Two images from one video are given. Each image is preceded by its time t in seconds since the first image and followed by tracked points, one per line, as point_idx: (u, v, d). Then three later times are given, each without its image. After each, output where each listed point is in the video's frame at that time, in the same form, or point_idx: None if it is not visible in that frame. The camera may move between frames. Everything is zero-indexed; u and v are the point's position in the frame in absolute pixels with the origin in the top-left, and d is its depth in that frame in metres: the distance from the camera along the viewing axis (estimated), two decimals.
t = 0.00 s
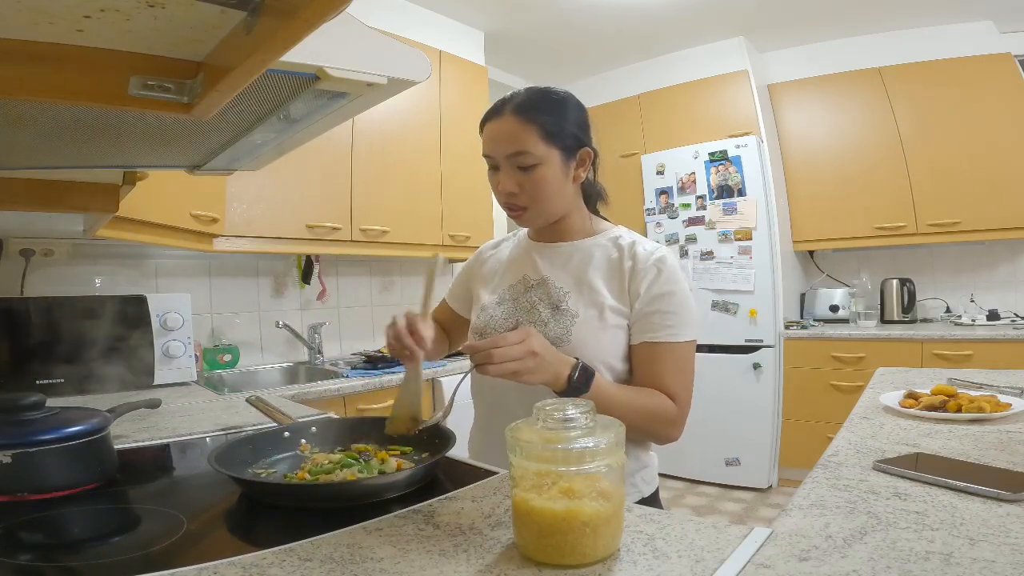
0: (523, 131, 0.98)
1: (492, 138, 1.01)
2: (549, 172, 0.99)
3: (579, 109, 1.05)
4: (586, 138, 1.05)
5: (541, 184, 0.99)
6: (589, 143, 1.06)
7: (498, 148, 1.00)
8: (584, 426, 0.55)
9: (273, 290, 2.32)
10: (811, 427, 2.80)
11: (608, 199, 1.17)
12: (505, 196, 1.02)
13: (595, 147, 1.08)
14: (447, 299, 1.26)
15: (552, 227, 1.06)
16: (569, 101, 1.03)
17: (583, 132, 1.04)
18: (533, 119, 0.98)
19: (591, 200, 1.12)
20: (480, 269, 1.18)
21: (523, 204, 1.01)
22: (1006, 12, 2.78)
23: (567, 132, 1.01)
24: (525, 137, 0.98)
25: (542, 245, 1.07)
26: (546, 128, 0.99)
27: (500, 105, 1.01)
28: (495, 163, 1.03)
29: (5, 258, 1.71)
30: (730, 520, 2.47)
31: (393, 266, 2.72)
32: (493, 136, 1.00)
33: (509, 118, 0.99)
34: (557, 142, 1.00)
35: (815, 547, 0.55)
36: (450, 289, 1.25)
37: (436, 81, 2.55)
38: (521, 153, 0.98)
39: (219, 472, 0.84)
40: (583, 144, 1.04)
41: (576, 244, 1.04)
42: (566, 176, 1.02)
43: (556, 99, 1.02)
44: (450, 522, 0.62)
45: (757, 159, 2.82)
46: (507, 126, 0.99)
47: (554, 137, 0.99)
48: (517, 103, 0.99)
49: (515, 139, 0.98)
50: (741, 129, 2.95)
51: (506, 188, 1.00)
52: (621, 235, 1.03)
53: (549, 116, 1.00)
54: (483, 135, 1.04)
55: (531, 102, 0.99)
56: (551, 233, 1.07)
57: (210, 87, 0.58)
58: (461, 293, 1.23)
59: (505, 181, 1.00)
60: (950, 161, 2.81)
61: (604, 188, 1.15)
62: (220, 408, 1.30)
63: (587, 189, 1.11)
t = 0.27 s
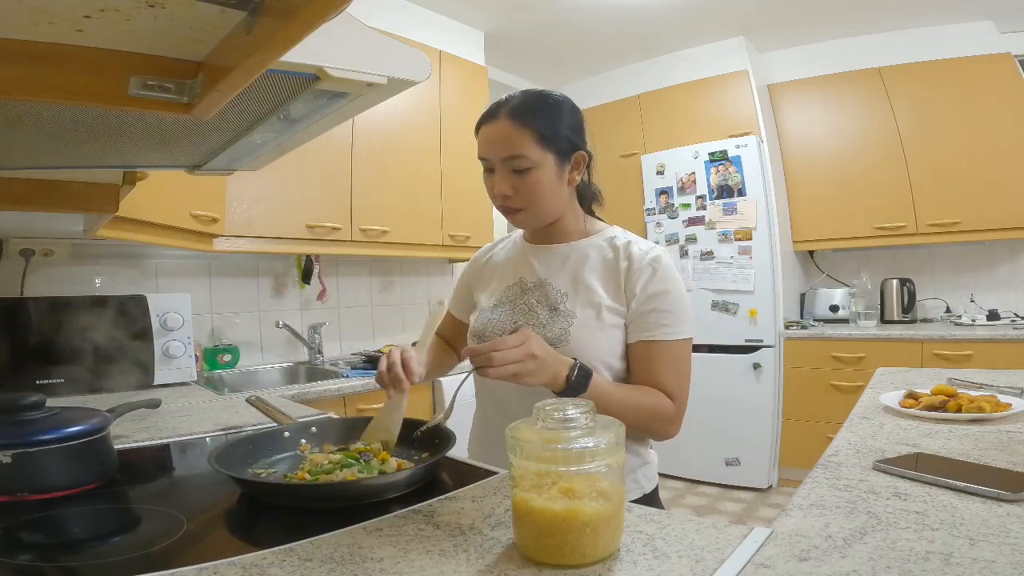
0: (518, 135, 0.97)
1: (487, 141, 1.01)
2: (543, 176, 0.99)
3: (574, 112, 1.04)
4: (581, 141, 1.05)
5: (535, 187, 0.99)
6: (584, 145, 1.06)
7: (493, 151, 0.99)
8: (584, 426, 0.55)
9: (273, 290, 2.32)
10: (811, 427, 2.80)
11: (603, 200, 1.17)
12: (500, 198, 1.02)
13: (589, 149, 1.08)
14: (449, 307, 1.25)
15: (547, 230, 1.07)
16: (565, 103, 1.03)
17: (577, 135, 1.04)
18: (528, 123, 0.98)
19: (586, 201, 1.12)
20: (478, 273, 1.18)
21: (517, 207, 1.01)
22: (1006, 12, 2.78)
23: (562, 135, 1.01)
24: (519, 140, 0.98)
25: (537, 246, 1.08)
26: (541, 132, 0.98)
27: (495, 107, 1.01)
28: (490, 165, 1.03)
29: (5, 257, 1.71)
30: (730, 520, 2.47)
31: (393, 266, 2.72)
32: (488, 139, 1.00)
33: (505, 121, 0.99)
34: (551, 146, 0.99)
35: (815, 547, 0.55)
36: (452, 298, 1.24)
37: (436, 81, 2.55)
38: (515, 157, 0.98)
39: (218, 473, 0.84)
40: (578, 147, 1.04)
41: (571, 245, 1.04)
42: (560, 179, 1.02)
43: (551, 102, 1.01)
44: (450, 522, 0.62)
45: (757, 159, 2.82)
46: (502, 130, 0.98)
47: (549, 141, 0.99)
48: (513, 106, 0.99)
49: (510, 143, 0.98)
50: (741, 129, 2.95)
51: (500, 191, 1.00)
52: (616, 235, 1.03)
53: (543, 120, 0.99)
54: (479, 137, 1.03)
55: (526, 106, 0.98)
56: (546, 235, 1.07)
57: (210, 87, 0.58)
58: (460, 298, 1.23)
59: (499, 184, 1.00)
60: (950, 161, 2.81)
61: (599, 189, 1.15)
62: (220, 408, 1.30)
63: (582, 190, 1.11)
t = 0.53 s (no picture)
0: (519, 135, 0.98)
1: (488, 141, 1.01)
2: (543, 177, 0.99)
3: (573, 114, 1.05)
4: (580, 143, 1.05)
5: (535, 188, 0.99)
6: (583, 147, 1.06)
7: (494, 151, 0.99)
8: (584, 426, 0.55)
9: (273, 290, 2.32)
10: (811, 427, 2.80)
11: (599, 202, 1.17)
12: (499, 199, 1.02)
13: (587, 152, 1.08)
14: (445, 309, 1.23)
15: (545, 231, 1.06)
16: (564, 105, 1.03)
17: (577, 137, 1.04)
18: (528, 124, 0.98)
19: (584, 204, 1.11)
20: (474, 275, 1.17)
21: (516, 207, 1.01)
22: (1006, 12, 2.78)
23: (561, 137, 1.01)
24: (520, 141, 0.98)
25: (535, 246, 1.07)
26: (541, 133, 0.98)
27: (496, 108, 1.01)
28: (490, 165, 1.03)
29: (5, 257, 1.71)
30: (730, 520, 2.47)
31: (393, 266, 2.72)
32: (489, 139, 1.00)
33: (506, 122, 0.99)
34: (551, 147, 0.99)
35: (815, 547, 0.55)
36: (446, 300, 1.23)
37: (436, 81, 2.55)
38: (516, 157, 0.98)
39: (219, 473, 0.84)
40: (577, 149, 1.04)
41: (569, 246, 1.04)
42: (560, 180, 1.02)
43: (551, 104, 1.01)
44: (450, 522, 0.62)
45: (757, 159, 2.82)
46: (503, 130, 0.98)
47: (549, 142, 0.99)
48: (514, 107, 0.99)
49: (510, 143, 0.98)
50: (741, 129, 2.95)
51: (500, 191, 1.00)
52: (613, 235, 1.04)
53: (544, 121, 0.99)
54: (479, 138, 1.03)
55: (527, 106, 0.99)
56: (544, 235, 1.07)
57: (210, 87, 0.58)
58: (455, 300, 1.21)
59: (499, 184, 1.00)
60: (950, 161, 2.81)
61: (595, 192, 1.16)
62: (220, 408, 1.30)
63: (580, 192, 1.11)
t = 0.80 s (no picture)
0: (520, 136, 0.98)
1: (488, 142, 1.01)
2: (543, 178, 0.99)
3: (573, 116, 1.05)
4: (580, 146, 1.05)
5: (535, 189, 0.99)
6: (582, 150, 1.06)
7: (494, 151, 0.99)
8: (584, 426, 0.55)
9: (273, 290, 2.32)
10: (811, 427, 2.80)
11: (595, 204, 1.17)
12: (498, 199, 1.01)
13: (587, 155, 1.08)
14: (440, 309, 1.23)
15: (542, 232, 1.06)
16: (565, 108, 1.03)
17: (577, 140, 1.04)
18: (530, 125, 0.98)
19: (580, 206, 1.12)
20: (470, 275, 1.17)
21: (515, 208, 1.01)
22: (1006, 12, 2.78)
23: (562, 138, 1.01)
24: (521, 141, 0.98)
25: (532, 247, 1.07)
26: (542, 134, 0.98)
27: (497, 109, 1.01)
28: (490, 165, 1.03)
29: (5, 257, 1.71)
30: (730, 520, 2.47)
31: (393, 266, 2.72)
32: (490, 139, 1.00)
33: (507, 122, 0.99)
34: (552, 148, 1.00)
35: (815, 547, 0.55)
36: (441, 300, 1.23)
37: (436, 81, 2.55)
38: (516, 158, 0.98)
39: (219, 472, 0.84)
40: (578, 151, 1.04)
41: (566, 247, 1.04)
42: (559, 182, 1.02)
43: (552, 105, 1.01)
44: (450, 522, 0.62)
45: (757, 159, 2.82)
46: (504, 131, 0.98)
47: (550, 143, 0.99)
48: (516, 109, 0.99)
49: (511, 143, 0.98)
50: (741, 129, 2.95)
51: (499, 191, 1.00)
52: (609, 237, 1.05)
53: (545, 122, 0.99)
54: (480, 138, 1.03)
55: (529, 107, 0.99)
56: (541, 237, 1.07)
57: (210, 87, 0.58)
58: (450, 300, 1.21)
59: (499, 184, 1.00)
60: (950, 161, 2.81)
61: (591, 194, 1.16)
62: (220, 408, 1.30)
63: (577, 195, 1.11)
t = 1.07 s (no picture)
0: (520, 136, 0.98)
1: (487, 141, 1.00)
2: (542, 178, 0.99)
3: (572, 117, 1.05)
4: (579, 146, 1.05)
5: (534, 189, 0.99)
6: (581, 151, 1.06)
7: (494, 151, 0.99)
8: (584, 426, 0.55)
9: (273, 290, 2.32)
10: (811, 427, 2.80)
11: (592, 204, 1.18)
12: (497, 199, 1.01)
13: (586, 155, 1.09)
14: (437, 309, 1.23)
15: (540, 232, 1.06)
16: (564, 109, 1.03)
17: (576, 141, 1.04)
18: (529, 125, 0.98)
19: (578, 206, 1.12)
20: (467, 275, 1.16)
21: (514, 208, 1.01)
22: (1006, 12, 2.78)
23: (561, 139, 1.01)
24: (521, 141, 0.98)
25: (530, 247, 1.07)
26: (542, 135, 0.99)
27: (497, 108, 1.01)
28: (489, 166, 1.02)
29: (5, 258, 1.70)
30: (730, 520, 2.47)
31: (393, 266, 2.72)
32: (488, 139, 1.00)
33: (506, 123, 0.99)
34: (551, 149, 1.00)
35: (815, 547, 0.55)
36: (437, 300, 1.22)
37: (436, 81, 2.55)
38: (515, 158, 0.98)
39: (219, 473, 0.84)
40: (577, 152, 1.04)
41: (564, 247, 1.04)
42: (558, 183, 1.02)
43: (551, 106, 1.02)
44: (450, 522, 0.62)
45: (757, 159, 2.82)
46: (503, 131, 0.98)
47: (549, 144, 0.99)
48: (515, 109, 0.99)
49: (510, 144, 0.98)
50: (741, 129, 2.95)
51: (498, 191, 1.00)
52: (607, 237, 1.05)
53: (544, 123, 0.99)
54: (479, 137, 1.03)
55: (528, 108, 0.99)
56: (539, 236, 1.07)
57: (210, 87, 0.58)
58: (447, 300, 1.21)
59: (498, 184, 1.00)
60: (950, 161, 2.81)
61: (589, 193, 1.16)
62: (220, 408, 1.30)
63: (574, 195, 1.12)
